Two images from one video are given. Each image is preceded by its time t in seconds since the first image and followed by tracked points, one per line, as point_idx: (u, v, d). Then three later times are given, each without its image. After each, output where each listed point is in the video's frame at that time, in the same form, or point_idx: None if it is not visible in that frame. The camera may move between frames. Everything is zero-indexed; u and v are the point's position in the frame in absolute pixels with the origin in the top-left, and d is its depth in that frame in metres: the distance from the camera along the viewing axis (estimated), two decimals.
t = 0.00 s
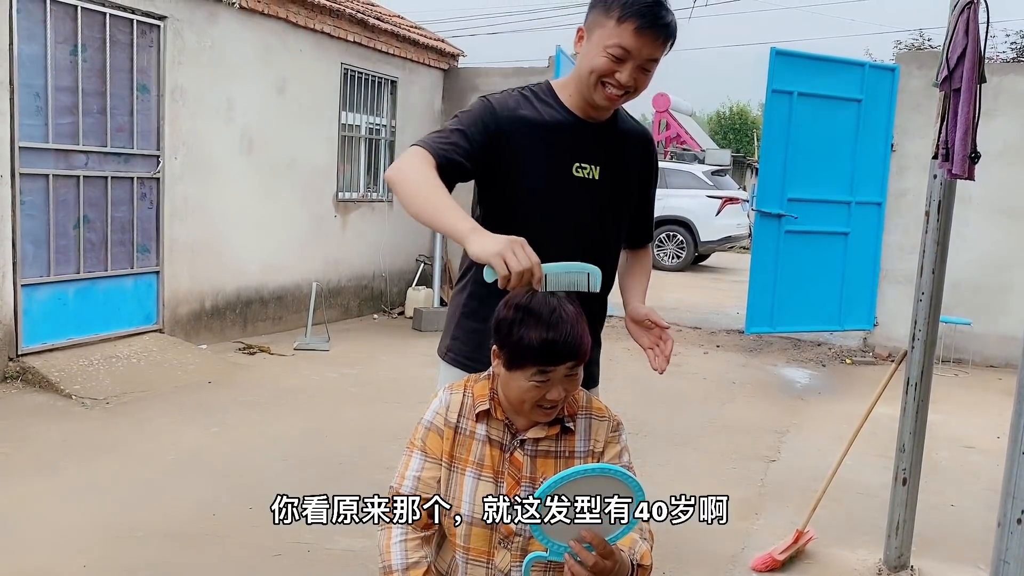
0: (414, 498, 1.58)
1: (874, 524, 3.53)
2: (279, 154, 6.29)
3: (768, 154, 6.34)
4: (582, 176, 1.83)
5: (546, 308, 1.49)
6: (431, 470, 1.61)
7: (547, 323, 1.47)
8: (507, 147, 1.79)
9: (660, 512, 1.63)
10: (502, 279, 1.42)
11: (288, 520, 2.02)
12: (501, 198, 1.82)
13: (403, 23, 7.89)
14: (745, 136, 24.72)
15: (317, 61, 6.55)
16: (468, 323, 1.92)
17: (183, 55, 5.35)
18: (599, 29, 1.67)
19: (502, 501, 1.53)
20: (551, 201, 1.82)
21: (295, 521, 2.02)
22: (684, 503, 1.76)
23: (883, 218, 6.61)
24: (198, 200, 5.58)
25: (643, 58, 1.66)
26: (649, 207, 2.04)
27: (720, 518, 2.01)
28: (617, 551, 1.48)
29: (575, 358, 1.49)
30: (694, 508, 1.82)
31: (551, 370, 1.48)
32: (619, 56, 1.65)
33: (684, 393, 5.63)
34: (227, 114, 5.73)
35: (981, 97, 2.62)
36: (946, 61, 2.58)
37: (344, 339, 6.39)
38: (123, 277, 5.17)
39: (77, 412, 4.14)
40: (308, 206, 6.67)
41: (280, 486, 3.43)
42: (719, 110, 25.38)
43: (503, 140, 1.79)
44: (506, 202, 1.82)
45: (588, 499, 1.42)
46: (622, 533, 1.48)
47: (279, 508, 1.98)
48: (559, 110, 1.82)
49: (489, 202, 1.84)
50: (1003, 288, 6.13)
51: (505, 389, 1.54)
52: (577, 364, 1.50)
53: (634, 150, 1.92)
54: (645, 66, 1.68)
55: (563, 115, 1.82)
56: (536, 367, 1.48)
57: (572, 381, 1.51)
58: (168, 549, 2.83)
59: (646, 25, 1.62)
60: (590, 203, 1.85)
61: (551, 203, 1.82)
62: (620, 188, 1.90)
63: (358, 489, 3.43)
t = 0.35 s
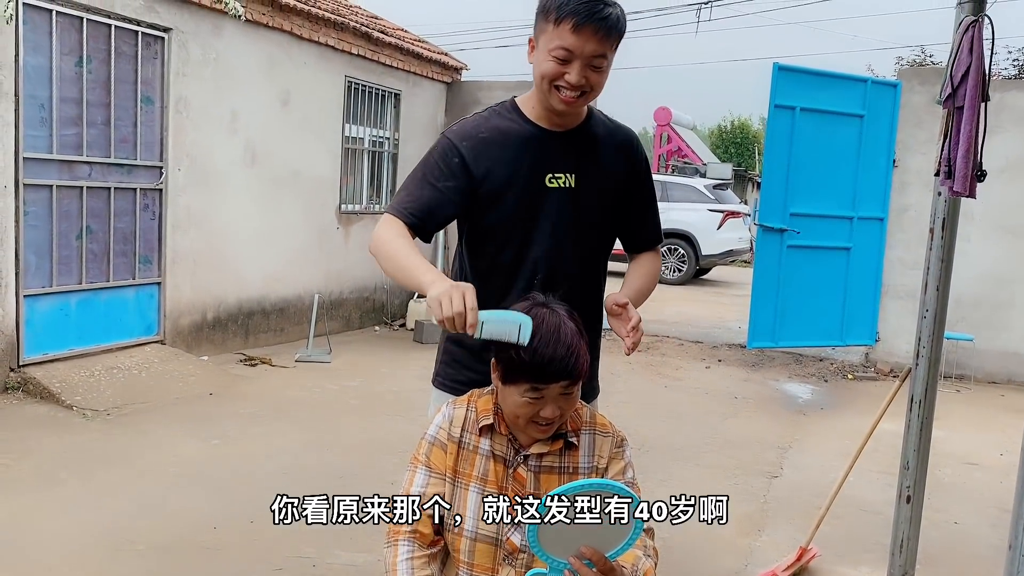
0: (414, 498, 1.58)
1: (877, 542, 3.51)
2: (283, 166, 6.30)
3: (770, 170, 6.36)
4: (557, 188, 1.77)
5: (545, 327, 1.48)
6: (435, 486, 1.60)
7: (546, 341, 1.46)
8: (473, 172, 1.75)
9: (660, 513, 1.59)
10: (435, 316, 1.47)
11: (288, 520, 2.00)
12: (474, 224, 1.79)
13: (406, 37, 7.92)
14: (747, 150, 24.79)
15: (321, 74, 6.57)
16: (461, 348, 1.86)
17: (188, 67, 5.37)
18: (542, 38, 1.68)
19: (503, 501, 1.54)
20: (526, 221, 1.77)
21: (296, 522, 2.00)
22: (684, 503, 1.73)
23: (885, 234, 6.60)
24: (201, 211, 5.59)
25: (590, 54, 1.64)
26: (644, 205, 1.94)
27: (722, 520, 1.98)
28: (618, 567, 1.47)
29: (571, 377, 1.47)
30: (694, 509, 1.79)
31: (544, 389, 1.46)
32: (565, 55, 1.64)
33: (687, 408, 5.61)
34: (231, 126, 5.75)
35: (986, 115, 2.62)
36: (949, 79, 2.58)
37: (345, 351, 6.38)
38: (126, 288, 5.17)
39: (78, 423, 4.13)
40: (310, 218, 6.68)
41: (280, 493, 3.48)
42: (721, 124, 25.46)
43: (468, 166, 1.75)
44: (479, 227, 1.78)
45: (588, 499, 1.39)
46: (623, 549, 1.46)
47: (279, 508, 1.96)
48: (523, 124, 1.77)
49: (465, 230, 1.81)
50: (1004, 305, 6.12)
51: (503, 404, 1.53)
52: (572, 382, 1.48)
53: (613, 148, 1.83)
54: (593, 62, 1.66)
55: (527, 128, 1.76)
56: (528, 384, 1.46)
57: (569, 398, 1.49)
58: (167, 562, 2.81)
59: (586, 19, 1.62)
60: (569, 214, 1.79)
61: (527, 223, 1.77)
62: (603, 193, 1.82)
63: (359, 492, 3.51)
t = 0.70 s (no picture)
0: (413, 498, 1.57)
1: (881, 557, 3.49)
2: (287, 179, 6.33)
3: (773, 184, 6.38)
4: (537, 192, 1.75)
5: (544, 341, 1.49)
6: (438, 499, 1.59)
7: (545, 355, 1.47)
8: (455, 183, 1.79)
9: (660, 513, 1.59)
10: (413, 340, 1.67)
11: (288, 520, 2.07)
12: (461, 235, 1.81)
13: (410, 51, 7.97)
14: (749, 165, 24.85)
15: (325, 88, 6.61)
16: (456, 362, 1.85)
17: (194, 80, 5.40)
18: (508, 44, 1.75)
19: (502, 501, 1.55)
20: (508, 228, 1.76)
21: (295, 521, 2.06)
22: (684, 503, 1.74)
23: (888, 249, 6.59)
24: (205, 223, 5.60)
25: (552, 46, 1.69)
26: (642, 210, 1.85)
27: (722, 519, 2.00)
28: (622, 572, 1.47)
29: (573, 390, 1.48)
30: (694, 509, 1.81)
31: (547, 402, 1.46)
32: (530, 51, 1.70)
33: (690, 423, 5.60)
34: (236, 138, 5.78)
35: (989, 131, 2.63)
36: (953, 95, 2.60)
37: (347, 364, 6.38)
38: (129, 299, 5.19)
39: (81, 434, 4.13)
40: (314, 230, 6.70)
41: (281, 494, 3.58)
42: (723, 139, 25.53)
43: (450, 178, 1.79)
44: (464, 236, 1.80)
45: (589, 500, 1.39)
46: (626, 556, 1.46)
47: (280, 508, 2.02)
48: (504, 133, 1.78)
49: (456, 244, 1.84)
50: (1008, 320, 6.11)
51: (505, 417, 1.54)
52: (575, 394, 1.48)
53: (598, 152, 1.78)
54: (558, 54, 1.70)
55: (507, 135, 1.78)
56: (530, 398, 1.47)
57: (572, 410, 1.50)
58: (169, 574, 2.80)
59: (542, 13, 1.69)
60: (551, 218, 1.75)
61: (509, 230, 1.76)
62: (590, 197, 1.76)
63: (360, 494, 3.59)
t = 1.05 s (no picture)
0: (414, 499, 1.60)
1: None
2: (293, 193, 6.35)
3: (778, 199, 6.37)
4: (553, 207, 1.75)
5: (556, 364, 1.48)
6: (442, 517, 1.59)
7: (556, 378, 1.46)
8: (477, 201, 1.84)
9: (661, 512, 1.60)
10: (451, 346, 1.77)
11: (289, 520, 2.15)
12: (482, 250, 1.85)
13: (416, 66, 8.01)
14: (754, 180, 24.87)
15: (332, 102, 6.65)
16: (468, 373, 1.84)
17: (201, 95, 5.44)
18: (532, 53, 1.79)
19: (502, 500, 1.54)
20: (523, 242, 1.77)
21: (295, 521, 2.15)
22: (684, 503, 1.75)
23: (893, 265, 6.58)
24: (211, 236, 5.63)
25: (575, 48, 1.73)
26: (662, 232, 1.81)
27: (721, 516, 2.01)
28: None
29: (587, 410, 1.47)
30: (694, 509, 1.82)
31: (563, 425, 1.46)
32: (553, 53, 1.74)
33: (694, 438, 5.58)
34: (242, 153, 5.81)
35: (994, 148, 2.63)
36: (958, 113, 2.61)
37: (352, 378, 6.38)
38: (135, 313, 5.20)
39: (85, 448, 4.13)
40: (319, 244, 6.72)
41: (281, 495, 3.74)
42: (728, 153, 25.57)
43: (474, 195, 1.85)
44: (485, 250, 1.83)
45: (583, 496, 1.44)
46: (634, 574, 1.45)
47: (280, 508, 2.11)
48: (526, 150, 1.82)
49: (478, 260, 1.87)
50: (1014, 335, 6.08)
51: (517, 441, 1.53)
52: (587, 415, 1.48)
53: (616, 170, 1.77)
54: (581, 56, 1.73)
55: (528, 152, 1.81)
56: (548, 422, 1.46)
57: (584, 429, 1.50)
58: None
59: (565, 19, 1.75)
60: (564, 234, 1.74)
61: (524, 244, 1.77)
62: (604, 213, 1.74)
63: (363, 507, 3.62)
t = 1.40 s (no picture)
0: (413, 499, 1.83)
1: None
2: (301, 207, 6.38)
3: (786, 213, 6.35)
4: (578, 226, 1.75)
5: (559, 373, 1.48)
6: (452, 537, 1.58)
7: (562, 387, 1.46)
8: (502, 219, 1.83)
9: (660, 513, 1.63)
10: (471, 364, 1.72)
11: (289, 519, 2.25)
12: (506, 269, 1.84)
13: (424, 81, 8.05)
14: (761, 193, 24.85)
15: (340, 117, 6.68)
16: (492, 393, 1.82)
17: (210, 110, 5.47)
18: (561, 72, 1.80)
19: (503, 500, 1.55)
20: (547, 261, 1.77)
21: (294, 521, 2.26)
22: (684, 503, 1.74)
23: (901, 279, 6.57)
24: (219, 251, 5.65)
25: (605, 69, 1.74)
26: (687, 250, 1.81)
27: (721, 519, 2.01)
28: None
29: (590, 421, 1.47)
30: (694, 510, 1.83)
31: (564, 434, 1.46)
32: (582, 73, 1.75)
33: (702, 453, 5.55)
34: (250, 168, 5.84)
35: (1000, 164, 2.63)
36: (965, 129, 2.61)
37: (359, 392, 6.38)
38: (143, 327, 5.22)
39: (93, 462, 4.14)
40: (327, 258, 6.73)
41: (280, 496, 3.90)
42: (735, 167, 25.57)
43: (498, 213, 1.84)
44: (509, 268, 1.83)
45: (588, 500, 1.56)
46: None
47: (280, 508, 2.23)
48: (552, 169, 1.82)
49: (502, 278, 1.87)
50: None
51: (520, 451, 1.53)
52: (590, 427, 1.47)
53: (639, 189, 1.77)
54: (610, 77, 1.75)
55: (554, 171, 1.81)
56: (548, 430, 1.46)
57: (588, 442, 1.49)
58: None
59: (596, 40, 1.76)
60: (589, 253, 1.74)
61: (549, 263, 1.77)
62: (629, 232, 1.74)
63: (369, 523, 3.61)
